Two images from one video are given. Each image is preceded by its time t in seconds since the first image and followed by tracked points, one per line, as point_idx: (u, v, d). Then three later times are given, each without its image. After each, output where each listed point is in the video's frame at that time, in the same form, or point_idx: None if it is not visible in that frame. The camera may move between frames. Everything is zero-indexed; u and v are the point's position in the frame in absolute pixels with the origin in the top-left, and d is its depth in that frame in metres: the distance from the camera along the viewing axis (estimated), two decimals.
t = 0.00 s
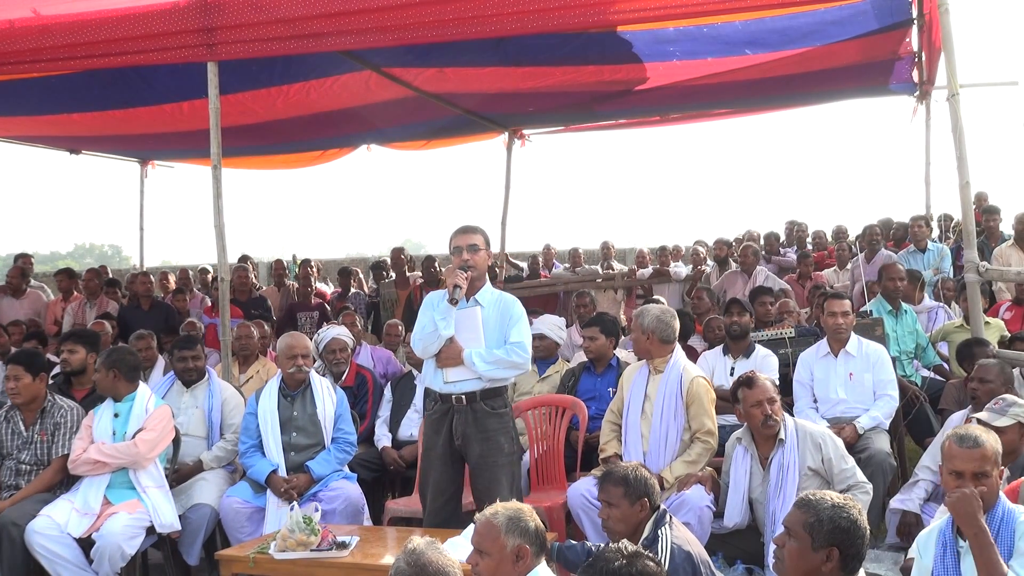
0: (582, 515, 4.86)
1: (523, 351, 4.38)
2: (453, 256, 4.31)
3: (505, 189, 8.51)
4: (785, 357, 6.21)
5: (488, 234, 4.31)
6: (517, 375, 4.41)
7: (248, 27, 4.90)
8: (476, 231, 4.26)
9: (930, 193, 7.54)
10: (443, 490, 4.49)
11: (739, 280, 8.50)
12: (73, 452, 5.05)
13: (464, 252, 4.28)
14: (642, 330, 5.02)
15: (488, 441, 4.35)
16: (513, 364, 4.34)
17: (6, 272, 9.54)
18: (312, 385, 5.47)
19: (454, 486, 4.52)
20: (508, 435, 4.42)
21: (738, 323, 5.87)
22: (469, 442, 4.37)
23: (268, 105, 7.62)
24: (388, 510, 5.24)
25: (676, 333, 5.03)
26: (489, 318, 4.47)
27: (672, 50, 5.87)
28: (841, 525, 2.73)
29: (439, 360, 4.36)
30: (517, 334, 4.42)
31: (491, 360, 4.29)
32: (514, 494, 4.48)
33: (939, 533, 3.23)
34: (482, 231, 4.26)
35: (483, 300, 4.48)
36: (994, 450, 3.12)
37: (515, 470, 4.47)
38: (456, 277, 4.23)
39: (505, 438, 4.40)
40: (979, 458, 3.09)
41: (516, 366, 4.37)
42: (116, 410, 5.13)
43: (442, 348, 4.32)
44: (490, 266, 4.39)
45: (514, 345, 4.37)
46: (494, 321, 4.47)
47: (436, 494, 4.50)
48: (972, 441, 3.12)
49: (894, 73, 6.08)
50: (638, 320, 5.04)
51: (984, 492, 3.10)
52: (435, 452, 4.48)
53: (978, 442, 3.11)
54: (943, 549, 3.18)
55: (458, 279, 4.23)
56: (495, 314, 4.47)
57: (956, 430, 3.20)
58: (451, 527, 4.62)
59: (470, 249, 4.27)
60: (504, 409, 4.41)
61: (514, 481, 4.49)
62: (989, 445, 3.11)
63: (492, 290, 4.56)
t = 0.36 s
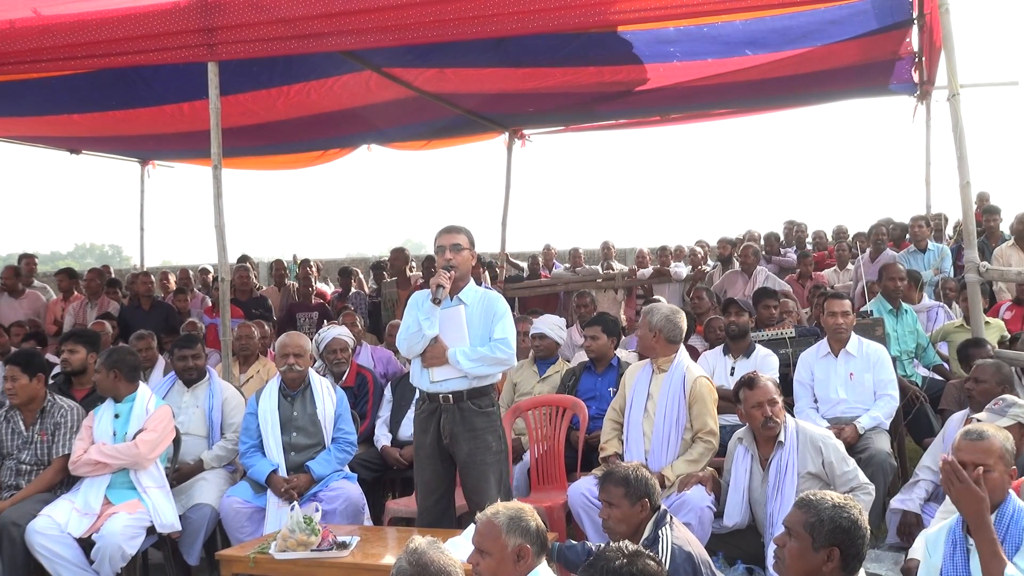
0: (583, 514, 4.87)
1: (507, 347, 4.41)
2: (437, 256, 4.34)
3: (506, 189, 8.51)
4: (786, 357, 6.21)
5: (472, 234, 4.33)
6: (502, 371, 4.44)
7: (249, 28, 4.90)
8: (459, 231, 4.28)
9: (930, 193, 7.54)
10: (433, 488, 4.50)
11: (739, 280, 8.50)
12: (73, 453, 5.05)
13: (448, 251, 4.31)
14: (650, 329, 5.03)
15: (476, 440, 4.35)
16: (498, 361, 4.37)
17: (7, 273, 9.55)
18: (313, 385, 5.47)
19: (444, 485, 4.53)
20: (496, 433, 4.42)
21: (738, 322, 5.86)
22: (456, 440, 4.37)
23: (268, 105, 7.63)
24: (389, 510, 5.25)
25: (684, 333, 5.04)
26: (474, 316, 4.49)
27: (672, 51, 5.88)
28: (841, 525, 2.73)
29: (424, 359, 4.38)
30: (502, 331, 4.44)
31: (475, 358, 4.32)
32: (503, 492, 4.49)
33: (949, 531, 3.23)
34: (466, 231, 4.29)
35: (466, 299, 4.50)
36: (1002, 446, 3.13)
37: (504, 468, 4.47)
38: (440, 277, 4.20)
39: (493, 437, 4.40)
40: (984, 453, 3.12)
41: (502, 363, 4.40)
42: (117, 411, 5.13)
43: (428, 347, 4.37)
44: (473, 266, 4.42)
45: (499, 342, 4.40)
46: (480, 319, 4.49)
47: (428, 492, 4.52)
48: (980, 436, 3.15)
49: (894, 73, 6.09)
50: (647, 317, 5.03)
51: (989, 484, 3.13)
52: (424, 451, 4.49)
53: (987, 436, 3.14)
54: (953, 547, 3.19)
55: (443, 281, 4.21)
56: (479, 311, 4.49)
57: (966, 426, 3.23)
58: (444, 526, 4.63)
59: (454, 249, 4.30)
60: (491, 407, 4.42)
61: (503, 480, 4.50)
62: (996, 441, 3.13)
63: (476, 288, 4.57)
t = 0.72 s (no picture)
0: (583, 513, 4.87)
1: (500, 347, 4.43)
2: (429, 253, 4.34)
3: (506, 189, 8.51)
4: (786, 357, 6.21)
5: (465, 235, 4.36)
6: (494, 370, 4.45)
7: (249, 28, 4.90)
8: (454, 231, 4.30)
9: (930, 193, 7.54)
10: (426, 486, 4.51)
11: (739, 280, 8.50)
12: (74, 453, 5.05)
13: (441, 250, 4.32)
14: (650, 327, 5.03)
15: (470, 438, 4.36)
16: (490, 360, 4.37)
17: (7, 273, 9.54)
18: (313, 385, 5.47)
19: (437, 483, 4.53)
20: (488, 432, 4.43)
21: (738, 322, 5.86)
22: (450, 439, 4.37)
23: (268, 105, 7.63)
24: (389, 510, 5.26)
25: (688, 330, 5.04)
26: (465, 316, 4.52)
27: (673, 50, 5.88)
28: (842, 525, 2.73)
29: (417, 357, 4.38)
30: (494, 330, 4.47)
31: (468, 358, 4.32)
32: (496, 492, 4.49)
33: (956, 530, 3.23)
34: (462, 231, 4.31)
35: (456, 297, 4.54)
36: (1013, 446, 3.14)
37: (496, 467, 4.48)
38: (434, 275, 4.25)
39: (486, 436, 4.41)
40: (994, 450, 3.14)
41: (494, 362, 4.40)
42: (117, 411, 5.13)
43: (421, 346, 4.36)
44: (465, 265, 4.45)
45: (491, 341, 4.42)
46: (471, 319, 4.52)
47: (422, 491, 4.52)
48: (992, 433, 3.19)
49: (894, 73, 6.09)
50: (648, 316, 5.01)
51: (996, 483, 3.13)
52: (417, 449, 4.48)
53: (998, 434, 3.17)
54: (958, 547, 3.18)
55: (436, 277, 4.26)
56: (470, 310, 4.52)
57: (982, 426, 3.27)
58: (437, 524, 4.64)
59: (447, 248, 4.31)
60: (483, 407, 4.43)
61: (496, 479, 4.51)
62: (1005, 440, 3.14)
63: (465, 287, 4.61)
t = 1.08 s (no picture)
0: (582, 511, 4.87)
1: (499, 357, 4.46)
2: (434, 257, 4.32)
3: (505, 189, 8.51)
4: (784, 357, 6.21)
5: (473, 240, 4.35)
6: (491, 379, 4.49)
7: (247, 28, 4.90)
8: (461, 235, 4.29)
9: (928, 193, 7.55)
10: (421, 486, 4.51)
11: (737, 281, 8.50)
12: (72, 453, 5.04)
13: (445, 254, 4.31)
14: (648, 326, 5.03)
15: (466, 439, 4.38)
16: (489, 370, 4.39)
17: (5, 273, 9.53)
18: (311, 385, 5.47)
19: (432, 483, 4.54)
20: (483, 432, 4.46)
21: (735, 322, 5.86)
22: (446, 440, 4.38)
23: (266, 106, 7.62)
24: (388, 511, 5.27)
25: (684, 333, 5.03)
26: (466, 320, 4.53)
27: (671, 49, 5.89)
28: (840, 525, 2.73)
29: (416, 360, 4.36)
30: (494, 340, 4.50)
31: (469, 366, 4.32)
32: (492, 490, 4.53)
33: (955, 531, 3.23)
34: (469, 236, 4.29)
35: (459, 301, 4.54)
36: (1012, 447, 3.14)
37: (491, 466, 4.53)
38: (440, 279, 4.25)
39: (482, 435, 4.45)
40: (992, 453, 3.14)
41: (493, 372, 4.42)
42: (115, 411, 5.13)
43: (423, 349, 4.34)
44: (469, 269, 4.44)
45: (491, 351, 4.45)
46: (471, 324, 4.53)
47: (415, 490, 4.52)
48: (990, 435, 3.18)
49: (893, 73, 6.10)
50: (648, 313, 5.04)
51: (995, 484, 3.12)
52: (411, 450, 4.48)
53: (997, 435, 3.17)
54: (958, 548, 3.18)
55: (441, 281, 4.25)
56: (471, 315, 4.53)
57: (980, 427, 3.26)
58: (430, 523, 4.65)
59: (452, 252, 4.30)
60: (479, 408, 4.46)
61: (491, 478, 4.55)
62: (1005, 441, 3.14)
63: (467, 291, 4.62)
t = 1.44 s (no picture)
0: (580, 508, 4.88)
1: (500, 360, 4.41)
2: (436, 257, 4.37)
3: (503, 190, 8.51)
4: (782, 357, 6.22)
5: (475, 240, 4.33)
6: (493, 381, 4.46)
7: (245, 27, 4.90)
8: (463, 236, 4.29)
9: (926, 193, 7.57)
10: (422, 485, 4.51)
11: (735, 281, 8.50)
12: (69, 453, 5.04)
13: (447, 254, 4.34)
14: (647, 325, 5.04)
15: (467, 440, 4.38)
16: (489, 372, 4.36)
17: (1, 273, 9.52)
18: (310, 385, 5.47)
19: (433, 482, 4.54)
20: (485, 433, 4.46)
21: (733, 322, 5.86)
22: (447, 441, 4.38)
23: (265, 106, 7.62)
24: (387, 511, 5.27)
25: (683, 332, 5.06)
26: (469, 323, 4.50)
27: (669, 46, 5.89)
28: (838, 524, 2.73)
29: (418, 360, 4.37)
30: (496, 342, 4.46)
31: (467, 368, 4.31)
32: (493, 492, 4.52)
33: (951, 533, 3.23)
34: (471, 236, 4.28)
35: (463, 302, 4.52)
36: (1009, 447, 3.15)
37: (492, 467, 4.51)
38: (439, 280, 4.23)
39: (483, 437, 4.44)
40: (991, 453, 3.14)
41: (493, 374, 4.39)
42: (112, 411, 5.12)
43: (423, 350, 4.35)
44: (471, 270, 4.45)
45: (492, 354, 4.41)
46: (474, 327, 4.51)
47: (415, 489, 4.53)
48: (988, 435, 3.19)
49: (891, 74, 6.12)
50: (644, 313, 5.07)
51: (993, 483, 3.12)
52: (413, 449, 4.49)
53: (995, 435, 3.18)
54: (953, 550, 3.19)
55: (439, 283, 4.23)
56: (474, 318, 4.51)
57: (978, 427, 3.26)
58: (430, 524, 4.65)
59: (454, 252, 4.32)
60: (480, 409, 4.45)
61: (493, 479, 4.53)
62: (1002, 442, 3.15)
63: (472, 292, 4.58)
